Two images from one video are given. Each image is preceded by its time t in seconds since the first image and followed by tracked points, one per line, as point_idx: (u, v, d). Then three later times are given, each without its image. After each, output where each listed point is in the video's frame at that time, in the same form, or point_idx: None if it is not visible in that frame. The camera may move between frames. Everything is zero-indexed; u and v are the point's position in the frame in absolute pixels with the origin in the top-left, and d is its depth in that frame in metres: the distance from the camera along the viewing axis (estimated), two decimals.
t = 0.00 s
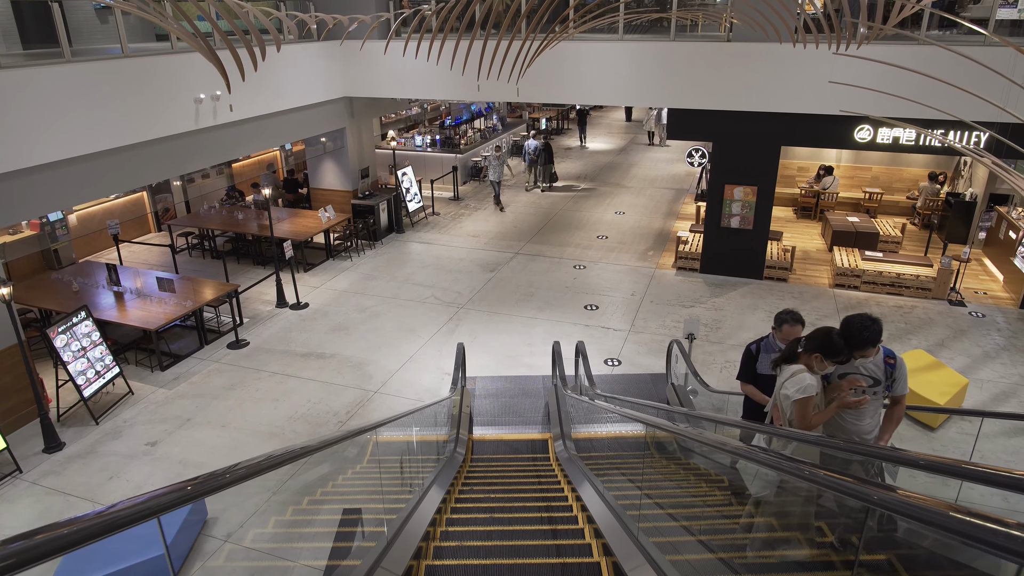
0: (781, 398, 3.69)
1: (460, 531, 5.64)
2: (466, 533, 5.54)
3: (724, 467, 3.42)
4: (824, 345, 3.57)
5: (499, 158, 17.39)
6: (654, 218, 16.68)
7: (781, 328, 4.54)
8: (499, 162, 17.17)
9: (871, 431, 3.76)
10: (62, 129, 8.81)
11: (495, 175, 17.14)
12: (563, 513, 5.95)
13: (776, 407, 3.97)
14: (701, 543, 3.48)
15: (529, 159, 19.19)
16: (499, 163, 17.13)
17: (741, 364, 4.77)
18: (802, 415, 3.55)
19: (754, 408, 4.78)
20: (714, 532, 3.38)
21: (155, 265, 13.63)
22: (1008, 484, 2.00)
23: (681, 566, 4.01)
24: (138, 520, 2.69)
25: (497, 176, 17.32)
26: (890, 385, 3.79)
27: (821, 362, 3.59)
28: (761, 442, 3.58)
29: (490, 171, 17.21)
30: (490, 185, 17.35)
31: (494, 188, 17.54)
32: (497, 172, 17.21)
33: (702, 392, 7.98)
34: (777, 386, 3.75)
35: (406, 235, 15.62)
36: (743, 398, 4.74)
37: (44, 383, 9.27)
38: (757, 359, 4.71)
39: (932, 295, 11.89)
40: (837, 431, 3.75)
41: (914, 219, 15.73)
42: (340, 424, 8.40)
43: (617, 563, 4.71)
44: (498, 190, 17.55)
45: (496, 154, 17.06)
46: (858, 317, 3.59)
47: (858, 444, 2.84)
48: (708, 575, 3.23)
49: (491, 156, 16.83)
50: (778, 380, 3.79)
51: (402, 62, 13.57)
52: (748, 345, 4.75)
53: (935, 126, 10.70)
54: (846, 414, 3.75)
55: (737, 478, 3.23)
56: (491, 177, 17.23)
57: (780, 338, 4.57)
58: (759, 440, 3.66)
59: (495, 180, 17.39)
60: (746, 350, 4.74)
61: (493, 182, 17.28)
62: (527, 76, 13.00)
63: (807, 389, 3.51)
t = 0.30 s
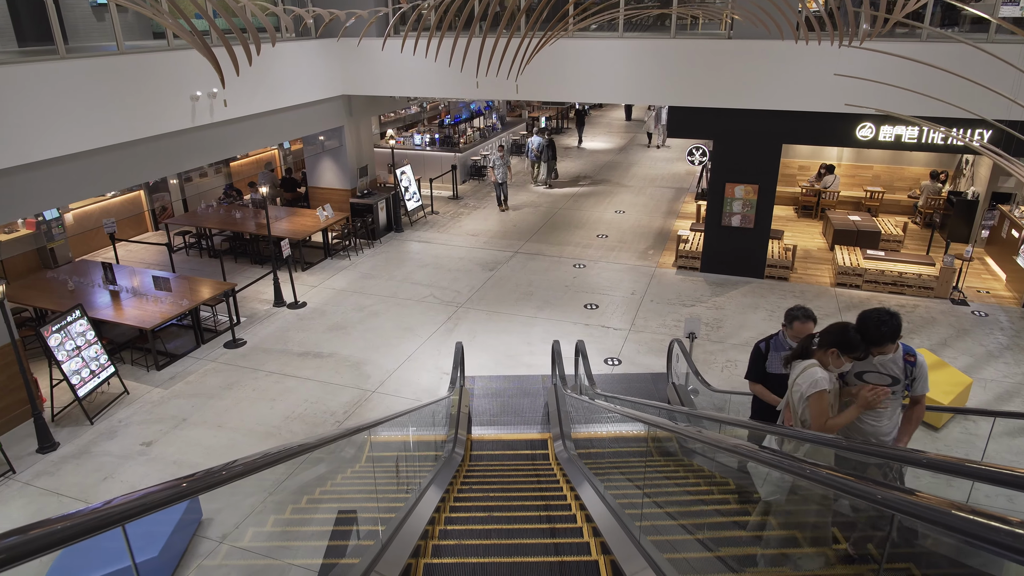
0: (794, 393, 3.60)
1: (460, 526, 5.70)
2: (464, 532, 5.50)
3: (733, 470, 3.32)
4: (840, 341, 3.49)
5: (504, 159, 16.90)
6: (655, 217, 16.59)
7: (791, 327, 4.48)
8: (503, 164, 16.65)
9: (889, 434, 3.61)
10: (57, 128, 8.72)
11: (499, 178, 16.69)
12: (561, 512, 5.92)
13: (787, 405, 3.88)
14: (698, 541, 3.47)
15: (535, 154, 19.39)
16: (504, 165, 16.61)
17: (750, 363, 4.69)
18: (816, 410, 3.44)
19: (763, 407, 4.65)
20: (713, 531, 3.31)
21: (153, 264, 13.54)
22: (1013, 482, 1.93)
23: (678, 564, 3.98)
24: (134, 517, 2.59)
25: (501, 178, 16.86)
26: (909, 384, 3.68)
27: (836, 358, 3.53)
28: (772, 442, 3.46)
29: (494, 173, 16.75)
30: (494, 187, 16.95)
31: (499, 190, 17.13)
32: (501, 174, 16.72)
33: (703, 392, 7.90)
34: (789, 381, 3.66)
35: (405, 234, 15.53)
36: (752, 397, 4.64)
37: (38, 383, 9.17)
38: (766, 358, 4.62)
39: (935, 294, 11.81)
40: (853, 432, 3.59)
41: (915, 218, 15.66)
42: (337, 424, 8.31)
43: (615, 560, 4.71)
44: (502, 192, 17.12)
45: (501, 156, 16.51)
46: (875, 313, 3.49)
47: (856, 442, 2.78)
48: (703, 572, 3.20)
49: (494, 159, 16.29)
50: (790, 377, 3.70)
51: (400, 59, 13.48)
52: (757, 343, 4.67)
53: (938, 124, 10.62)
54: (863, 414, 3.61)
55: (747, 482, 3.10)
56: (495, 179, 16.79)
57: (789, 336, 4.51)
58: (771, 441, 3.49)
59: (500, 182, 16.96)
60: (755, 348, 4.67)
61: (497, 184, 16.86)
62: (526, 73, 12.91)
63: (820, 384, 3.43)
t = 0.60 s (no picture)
0: (810, 394, 3.48)
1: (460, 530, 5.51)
2: (463, 531, 5.43)
3: (738, 471, 3.21)
4: (862, 338, 3.35)
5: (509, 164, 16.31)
6: (655, 217, 16.51)
7: (804, 327, 4.38)
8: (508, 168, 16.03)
9: (911, 437, 3.47)
10: (53, 124, 8.65)
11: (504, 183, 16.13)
12: (560, 512, 5.87)
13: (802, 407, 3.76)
14: (697, 540, 3.71)
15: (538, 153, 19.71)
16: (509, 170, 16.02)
17: (761, 362, 4.59)
18: (828, 410, 3.34)
19: (774, 405, 4.49)
20: (728, 544, 3.17)
21: (150, 263, 13.45)
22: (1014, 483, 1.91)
23: (678, 565, 3.95)
24: (132, 516, 2.57)
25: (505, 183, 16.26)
26: (934, 384, 3.54)
27: (859, 356, 3.40)
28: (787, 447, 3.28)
29: (498, 178, 16.16)
30: (498, 192, 16.39)
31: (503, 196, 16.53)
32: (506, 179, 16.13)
33: (704, 392, 7.83)
34: (805, 382, 3.55)
35: (404, 234, 15.43)
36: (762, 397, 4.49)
37: (33, 383, 9.08)
38: (778, 357, 4.52)
39: (938, 294, 11.71)
40: (873, 435, 3.46)
41: (918, 217, 15.56)
42: (335, 424, 8.22)
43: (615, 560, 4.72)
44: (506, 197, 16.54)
45: (506, 160, 15.87)
46: (902, 306, 3.31)
47: (861, 442, 2.77)
48: (701, 570, 3.31)
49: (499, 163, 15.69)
50: (807, 377, 3.58)
51: (399, 57, 13.42)
52: (768, 342, 4.57)
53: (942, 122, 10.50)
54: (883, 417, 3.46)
55: (755, 485, 2.98)
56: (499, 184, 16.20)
57: (803, 336, 4.42)
58: (785, 445, 3.31)
59: (504, 186, 16.39)
60: (766, 347, 4.56)
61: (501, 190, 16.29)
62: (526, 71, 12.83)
63: (837, 385, 3.32)
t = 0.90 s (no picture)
0: (834, 397, 3.26)
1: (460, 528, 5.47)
2: (464, 531, 5.34)
3: (745, 475, 3.12)
4: (884, 329, 3.16)
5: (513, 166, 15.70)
6: (657, 216, 16.42)
7: (821, 326, 4.24)
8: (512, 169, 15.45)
9: (939, 441, 3.26)
10: (51, 122, 8.59)
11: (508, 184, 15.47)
12: (561, 512, 5.78)
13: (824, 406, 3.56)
14: (697, 540, 3.70)
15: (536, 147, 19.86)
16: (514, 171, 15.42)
17: (775, 359, 4.45)
18: (848, 415, 3.14)
19: (788, 405, 4.33)
20: (732, 544, 3.09)
21: (148, 262, 13.37)
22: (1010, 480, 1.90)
23: (678, 564, 3.92)
24: (131, 514, 2.54)
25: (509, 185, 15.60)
26: (964, 385, 3.36)
27: (885, 348, 3.19)
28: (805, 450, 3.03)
29: (501, 179, 15.51)
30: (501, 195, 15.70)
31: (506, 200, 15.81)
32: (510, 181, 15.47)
33: (707, 392, 7.74)
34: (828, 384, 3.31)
35: (403, 233, 15.34)
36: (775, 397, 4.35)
37: (28, 383, 9.00)
38: (793, 355, 4.38)
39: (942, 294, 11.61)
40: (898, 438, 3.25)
41: (921, 217, 15.46)
42: (334, 424, 8.14)
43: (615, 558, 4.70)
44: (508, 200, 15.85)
45: (510, 160, 15.34)
46: (934, 300, 3.17)
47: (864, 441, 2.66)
48: (704, 568, 3.33)
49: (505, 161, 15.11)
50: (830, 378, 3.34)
51: (399, 55, 13.34)
52: (782, 340, 4.44)
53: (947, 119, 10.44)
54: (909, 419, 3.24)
55: (766, 491, 2.87)
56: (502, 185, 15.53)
57: (818, 334, 4.29)
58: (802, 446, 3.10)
59: (506, 189, 15.72)
60: (780, 345, 4.42)
61: (504, 191, 15.60)
62: (526, 69, 12.75)
63: (858, 385, 3.11)
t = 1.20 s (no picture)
0: (862, 392, 3.09)
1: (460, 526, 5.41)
2: (465, 529, 5.27)
3: (752, 477, 3.06)
4: (909, 317, 3.03)
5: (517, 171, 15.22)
6: (658, 215, 16.33)
7: (837, 323, 4.05)
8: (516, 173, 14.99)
9: (971, 444, 3.04)
10: (46, 118, 8.48)
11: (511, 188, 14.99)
12: (561, 511, 5.71)
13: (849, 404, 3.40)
14: (698, 539, 3.66)
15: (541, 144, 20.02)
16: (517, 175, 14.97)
17: (789, 357, 4.31)
18: (878, 414, 2.97)
19: (800, 404, 4.21)
20: (735, 544, 3.05)
21: (146, 261, 13.28)
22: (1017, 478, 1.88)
23: (678, 563, 3.87)
24: (124, 511, 2.45)
25: (512, 189, 15.09)
26: (998, 385, 3.09)
27: (913, 338, 3.05)
28: (826, 453, 2.81)
29: (504, 183, 15.02)
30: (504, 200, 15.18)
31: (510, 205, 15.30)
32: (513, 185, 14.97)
33: (709, 392, 7.66)
34: (856, 378, 3.14)
35: (403, 232, 15.23)
36: (788, 397, 4.24)
37: (23, 382, 8.90)
38: (807, 353, 4.24)
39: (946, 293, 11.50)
40: (926, 441, 3.06)
41: (924, 216, 15.35)
42: (332, 424, 8.04)
43: (615, 559, 4.64)
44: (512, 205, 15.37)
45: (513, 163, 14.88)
46: (966, 291, 2.97)
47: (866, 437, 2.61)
48: (705, 568, 3.28)
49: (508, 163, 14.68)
50: (858, 373, 3.18)
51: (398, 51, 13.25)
52: (796, 337, 4.30)
53: (951, 117, 10.38)
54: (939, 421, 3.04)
55: (779, 495, 2.75)
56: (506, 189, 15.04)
57: (834, 332, 4.10)
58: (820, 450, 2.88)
59: (510, 194, 15.22)
60: (794, 341, 4.30)
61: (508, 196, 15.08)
62: (526, 67, 12.66)
63: (889, 381, 2.95)
